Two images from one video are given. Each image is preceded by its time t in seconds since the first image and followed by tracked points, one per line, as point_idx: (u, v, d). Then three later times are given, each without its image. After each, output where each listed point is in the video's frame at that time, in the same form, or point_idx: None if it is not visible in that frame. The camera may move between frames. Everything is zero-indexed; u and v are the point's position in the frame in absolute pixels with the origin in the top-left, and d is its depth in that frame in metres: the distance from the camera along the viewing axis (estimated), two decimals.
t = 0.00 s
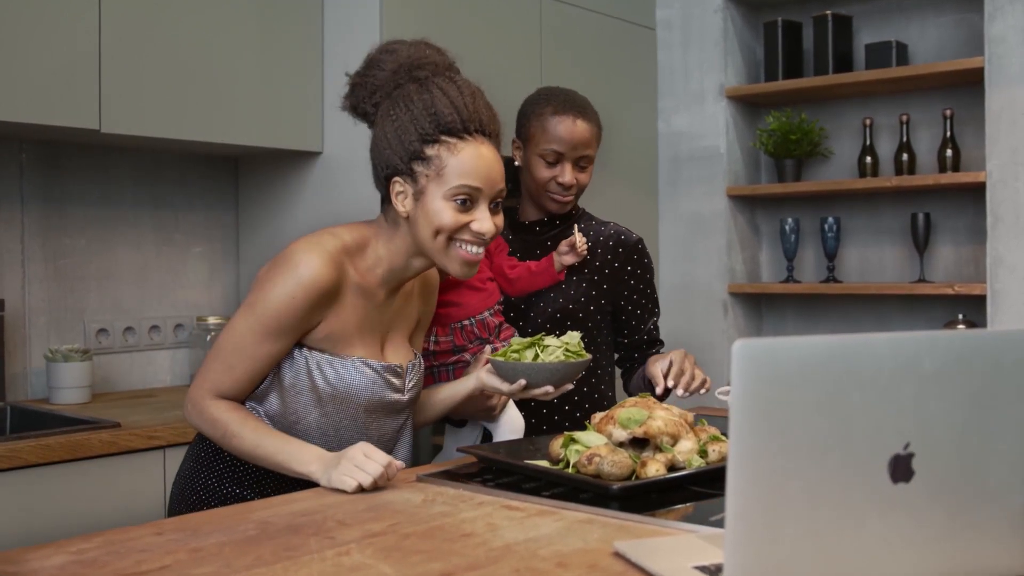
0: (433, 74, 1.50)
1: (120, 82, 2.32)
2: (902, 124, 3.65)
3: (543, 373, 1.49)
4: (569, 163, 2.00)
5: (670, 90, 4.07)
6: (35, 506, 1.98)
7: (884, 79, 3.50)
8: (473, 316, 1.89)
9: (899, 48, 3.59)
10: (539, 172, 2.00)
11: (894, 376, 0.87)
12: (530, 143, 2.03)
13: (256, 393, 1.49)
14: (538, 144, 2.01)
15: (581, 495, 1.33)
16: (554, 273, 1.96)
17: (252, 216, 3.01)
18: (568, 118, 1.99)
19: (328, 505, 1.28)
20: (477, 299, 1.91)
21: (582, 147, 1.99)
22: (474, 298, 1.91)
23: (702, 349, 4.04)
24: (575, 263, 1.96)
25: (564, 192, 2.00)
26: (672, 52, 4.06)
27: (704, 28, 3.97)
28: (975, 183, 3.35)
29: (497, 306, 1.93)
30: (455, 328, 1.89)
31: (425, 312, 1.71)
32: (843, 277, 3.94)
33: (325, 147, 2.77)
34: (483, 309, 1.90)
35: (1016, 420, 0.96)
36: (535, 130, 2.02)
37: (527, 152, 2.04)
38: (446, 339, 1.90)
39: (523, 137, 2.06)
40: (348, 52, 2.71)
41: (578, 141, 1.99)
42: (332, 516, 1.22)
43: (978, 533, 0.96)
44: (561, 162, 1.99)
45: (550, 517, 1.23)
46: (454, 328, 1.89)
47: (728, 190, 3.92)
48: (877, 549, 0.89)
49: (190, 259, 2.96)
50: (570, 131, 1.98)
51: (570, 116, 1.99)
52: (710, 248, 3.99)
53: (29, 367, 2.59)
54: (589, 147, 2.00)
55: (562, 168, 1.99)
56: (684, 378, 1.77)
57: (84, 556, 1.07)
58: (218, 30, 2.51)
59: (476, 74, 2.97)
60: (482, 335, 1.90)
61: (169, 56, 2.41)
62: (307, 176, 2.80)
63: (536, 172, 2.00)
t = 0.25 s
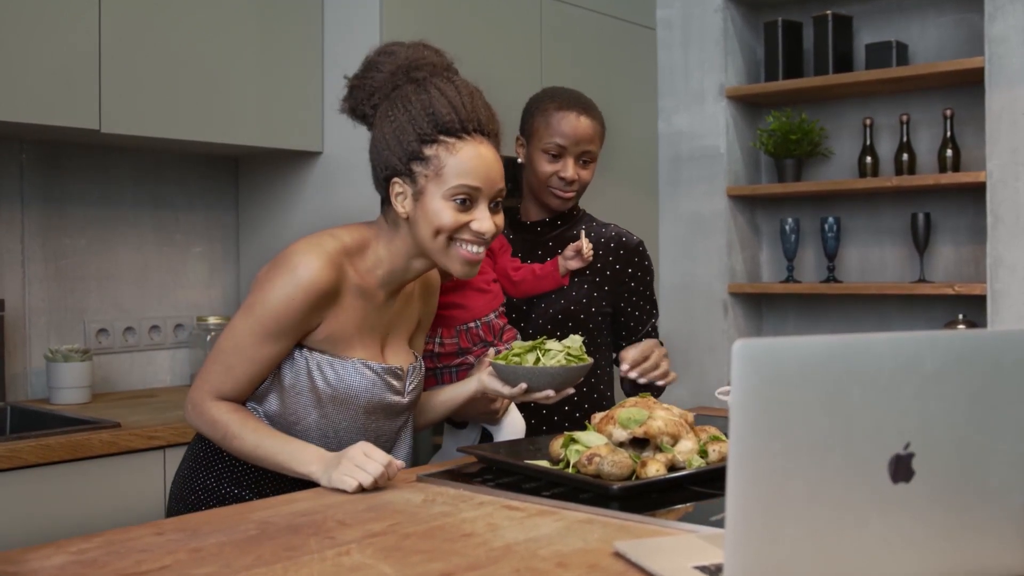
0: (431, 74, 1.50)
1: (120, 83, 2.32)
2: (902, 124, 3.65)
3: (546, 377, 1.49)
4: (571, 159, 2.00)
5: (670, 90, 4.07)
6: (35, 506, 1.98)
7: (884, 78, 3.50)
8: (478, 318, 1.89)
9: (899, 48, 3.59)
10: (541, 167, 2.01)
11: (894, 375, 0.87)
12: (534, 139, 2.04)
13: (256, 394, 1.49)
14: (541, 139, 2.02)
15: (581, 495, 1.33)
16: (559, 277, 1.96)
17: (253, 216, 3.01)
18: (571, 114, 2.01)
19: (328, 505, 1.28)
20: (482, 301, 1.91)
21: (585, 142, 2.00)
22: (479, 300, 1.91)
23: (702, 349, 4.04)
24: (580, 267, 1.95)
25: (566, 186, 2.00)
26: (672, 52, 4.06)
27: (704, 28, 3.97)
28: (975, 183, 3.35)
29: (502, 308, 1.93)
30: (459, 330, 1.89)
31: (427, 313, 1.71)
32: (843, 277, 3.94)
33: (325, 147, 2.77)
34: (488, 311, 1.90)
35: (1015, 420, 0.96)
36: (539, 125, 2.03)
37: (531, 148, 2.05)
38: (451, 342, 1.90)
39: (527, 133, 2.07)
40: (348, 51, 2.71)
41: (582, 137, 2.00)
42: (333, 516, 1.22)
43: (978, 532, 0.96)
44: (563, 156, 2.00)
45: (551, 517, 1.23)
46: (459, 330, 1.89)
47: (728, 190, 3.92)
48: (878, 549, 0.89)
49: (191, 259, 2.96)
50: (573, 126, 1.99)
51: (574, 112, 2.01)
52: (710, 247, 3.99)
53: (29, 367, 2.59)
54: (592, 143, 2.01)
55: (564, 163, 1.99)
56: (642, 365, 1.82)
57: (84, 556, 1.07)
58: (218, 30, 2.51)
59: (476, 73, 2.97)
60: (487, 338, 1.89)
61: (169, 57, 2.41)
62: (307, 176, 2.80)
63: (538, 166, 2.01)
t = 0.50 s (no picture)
0: (419, 68, 1.49)
1: (120, 83, 2.32)
2: (902, 124, 3.65)
3: (546, 376, 1.49)
4: (576, 155, 2.00)
5: (670, 89, 4.07)
6: (35, 506, 1.98)
7: (884, 78, 3.50)
8: (484, 321, 1.89)
9: (899, 48, 3.59)
10: (546, 162, 2.01)
11: (894, 375, 0.87)
12: (539, 135, 2.04)
13: (255, 393, 1.49)
14: (547, 135, 2.02)
15: (581, 495, 1.33)
16: (564, 281, 1.97)
17: (253, 216, 3.01)
18: (578, 111, 2.01)
19: (328, 505, 1.28)
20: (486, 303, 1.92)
21: (591, 139, 2.00)
22: (484, 303, 1.91)
23: (702, 349, 4.04)
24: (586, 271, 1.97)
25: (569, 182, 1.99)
26: (672, 52, 4.06)
27: (704, 28, 3.97)
28: (975, 183, 3.35)
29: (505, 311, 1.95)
30: (464, 333, 1.89)
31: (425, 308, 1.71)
32: (843, 277, 3.94)
33: (325, 147, 2.77)
34: (493, 314, 1.91)
35: (1015, 420, 0.96)
36: (544, 122, 2.03)
37: (536, 145, 2.05)
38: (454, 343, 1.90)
39: (533, 130, 2.07)
40: (347, 51, 2.71)
41: (587, 134, 2.00)
42: (333, 516, 1.22)
43: (979, 533, 0.96)
44: (568, 152, 2.00)
45: (551, 517, 1.23)
46: (464, 333, 1.89)
47: (728, 190, 3.92)
48: (878, 549, 0.89)
49: (191, 259, 2.96)
50: (579, 123, 2.00)
51: (581, 110, 2.01)
52: (710, 247, 3.99)
53: (29, 367, 2.59)
54: (597, 141, 2.01)
55: (568, 158, 1.99)
56: (588, 350, 1.89)
57: (84, 556, 1.07)
58: (218, 30, 2.51)
59: (476, 73, 2.97)
60: (490, 342, 1.90)
61: (168, 57, 2.41)
62: (307, 177, 2.80)
63: (543, 161, 2.01)
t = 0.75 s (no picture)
0: (393, 53, 1.49)
1: (119, 83, 2.32)
2: (902, 124, 3.65)
3: (548, 370, 1.49)
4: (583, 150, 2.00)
5: (670, 89, 4.07)
6: (34, 506, 1.98)
7: (884, 78, 3.50)
8: (485, 322, 1.99)
9: (899, 48, 3.59)
10: (552, 153, 2.01)
11: (894, 375, 0.87)
12: (548, 129, 2.05)
13: (253, 391, 1.49)
14: (556, 128, 2.03)
15: (581, 495, 1.33)
16: (565, 282, 1.96)
17: (253, 216, 3.00)
18: (589, 108, 2.02)
19: (328, 505, 1.28)
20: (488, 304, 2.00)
21: (599, 136, 2.00)
22: (486, 303, 1.99)
23: (702, 349, 4.04)
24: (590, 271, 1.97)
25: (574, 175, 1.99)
26: (672, 52, 4.05)
27: (704, 28, 3.97)
28: (975, 183, 3.35)
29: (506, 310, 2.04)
30: (466, 333, 1.98)
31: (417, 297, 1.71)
32: (843, 277, 3.94)
33: (325, 147, 2.77)
34: (493, 315, 2.00)
35: (1015, 421, 0.96)
36: (554, 117, 2.04)
37: (544, 138, 2.06)
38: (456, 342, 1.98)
39: (543, 124, 2.08)
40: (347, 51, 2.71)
41: (597, 130, 2.00)
42: (333, 516, 1.22)
43: (979, 533, 0.96)
44: (575, 146, 2.00)
45: (551, 518, 1.23)
46: (465, 332, 1.98)
47: (728, 190, 3.92)
48: (878, 549, 0.89)
49: (191, 259, 2.96)
50: (590, 119, 2.00)
51: (592, 108, 2.02)
52: (710, 247, 3.99)
53: (29, 367, 2.59)
54: (605, 140, 2.02)
55: (575, 152, 1.99)
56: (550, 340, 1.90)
57: (84, 556, 1.07)
58: (218, 30, 2.51)
59: (475, 73, 2.97)
60: (491, 340, 2.00)
61: (168, 57, 2.40)
62: (307, 176, 2.80)
63: (550, 152, 2.01)
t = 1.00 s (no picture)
0: (363, 31, 1.49)
1: (119, 84, 2.32)
2: (902, 124, 3.65)
3: (546, 356, 1.49)
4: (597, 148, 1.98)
5: (670, 89, 4.07)
6: (35, 507, 1.98)
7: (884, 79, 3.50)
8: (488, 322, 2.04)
9: (899, 49, 3.59)
10: (566, 148, 1.98)
11: (895, 375, 0.87)
12: (562, 127, 2.03)
13: (249, 388, 1.47)
14: (570, 125, 2.01)
15: (582, 496, 1.33)
16: (567, 284, 1.97)
17: (253, 216, 3.00)
18: (606, 111, 2.01)
19: (327, 506, 1.28)
20: (491, 304, 2.06)
21: (613, 137, 1.99)
22: (489, 303, 2.06)
23: (702, 350, 4.04)
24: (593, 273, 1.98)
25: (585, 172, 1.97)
26: (672, 51, 4.05)
27: (704, 28, 3.97)
28: (975, 183, 3.35)
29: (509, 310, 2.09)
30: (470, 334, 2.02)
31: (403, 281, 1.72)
32: (843, 277, 3.94)
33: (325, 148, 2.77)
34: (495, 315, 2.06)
35: (1015, 421, 0.96)
36: (568, 116, 2.03)
37: (557, 135, 2.03)
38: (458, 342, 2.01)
39: (557, 124, 2.06)
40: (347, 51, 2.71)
41: (612, 131, 1.99)
42: (332, 517, 1.22)
43: (980, 532, 0.96)
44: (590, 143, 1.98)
45: (551, 518, 1.23)
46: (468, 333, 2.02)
47: (727, 190, 3.92)
48: (879, 548, 0.89)
49: (191, 260, 2.96)
50: (607, 121, 1.99)
51: (608, 111, 2.01)
52: (710, 247, 4.00)
53: (29, 368, 2.59)
54: (618, 141, 2.00)
55: (589, 148, 1.97)
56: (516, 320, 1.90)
57: (84, 557, 1.07)
58: (217, 31, 2.51)
59: (475, 74, 2.97)
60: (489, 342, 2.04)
61: (167, 58, 2.40)
62: (306, 177, 2.80)
63: (564, 147, 1.98)
